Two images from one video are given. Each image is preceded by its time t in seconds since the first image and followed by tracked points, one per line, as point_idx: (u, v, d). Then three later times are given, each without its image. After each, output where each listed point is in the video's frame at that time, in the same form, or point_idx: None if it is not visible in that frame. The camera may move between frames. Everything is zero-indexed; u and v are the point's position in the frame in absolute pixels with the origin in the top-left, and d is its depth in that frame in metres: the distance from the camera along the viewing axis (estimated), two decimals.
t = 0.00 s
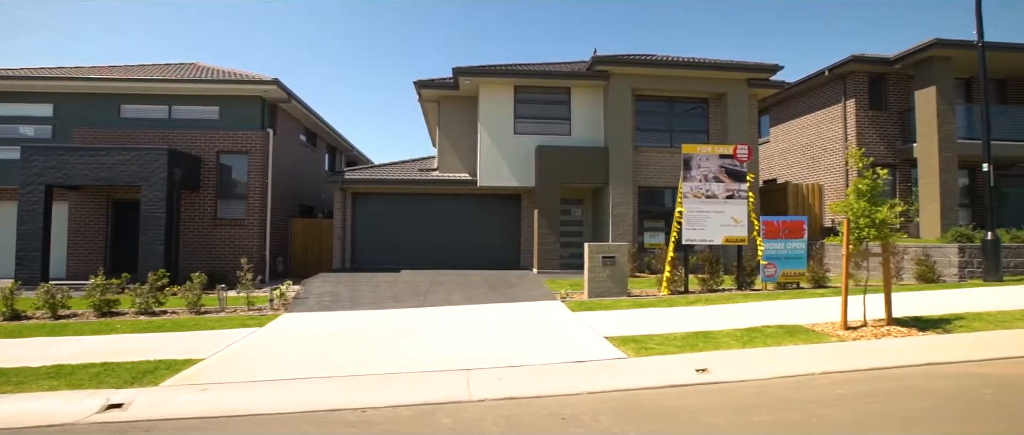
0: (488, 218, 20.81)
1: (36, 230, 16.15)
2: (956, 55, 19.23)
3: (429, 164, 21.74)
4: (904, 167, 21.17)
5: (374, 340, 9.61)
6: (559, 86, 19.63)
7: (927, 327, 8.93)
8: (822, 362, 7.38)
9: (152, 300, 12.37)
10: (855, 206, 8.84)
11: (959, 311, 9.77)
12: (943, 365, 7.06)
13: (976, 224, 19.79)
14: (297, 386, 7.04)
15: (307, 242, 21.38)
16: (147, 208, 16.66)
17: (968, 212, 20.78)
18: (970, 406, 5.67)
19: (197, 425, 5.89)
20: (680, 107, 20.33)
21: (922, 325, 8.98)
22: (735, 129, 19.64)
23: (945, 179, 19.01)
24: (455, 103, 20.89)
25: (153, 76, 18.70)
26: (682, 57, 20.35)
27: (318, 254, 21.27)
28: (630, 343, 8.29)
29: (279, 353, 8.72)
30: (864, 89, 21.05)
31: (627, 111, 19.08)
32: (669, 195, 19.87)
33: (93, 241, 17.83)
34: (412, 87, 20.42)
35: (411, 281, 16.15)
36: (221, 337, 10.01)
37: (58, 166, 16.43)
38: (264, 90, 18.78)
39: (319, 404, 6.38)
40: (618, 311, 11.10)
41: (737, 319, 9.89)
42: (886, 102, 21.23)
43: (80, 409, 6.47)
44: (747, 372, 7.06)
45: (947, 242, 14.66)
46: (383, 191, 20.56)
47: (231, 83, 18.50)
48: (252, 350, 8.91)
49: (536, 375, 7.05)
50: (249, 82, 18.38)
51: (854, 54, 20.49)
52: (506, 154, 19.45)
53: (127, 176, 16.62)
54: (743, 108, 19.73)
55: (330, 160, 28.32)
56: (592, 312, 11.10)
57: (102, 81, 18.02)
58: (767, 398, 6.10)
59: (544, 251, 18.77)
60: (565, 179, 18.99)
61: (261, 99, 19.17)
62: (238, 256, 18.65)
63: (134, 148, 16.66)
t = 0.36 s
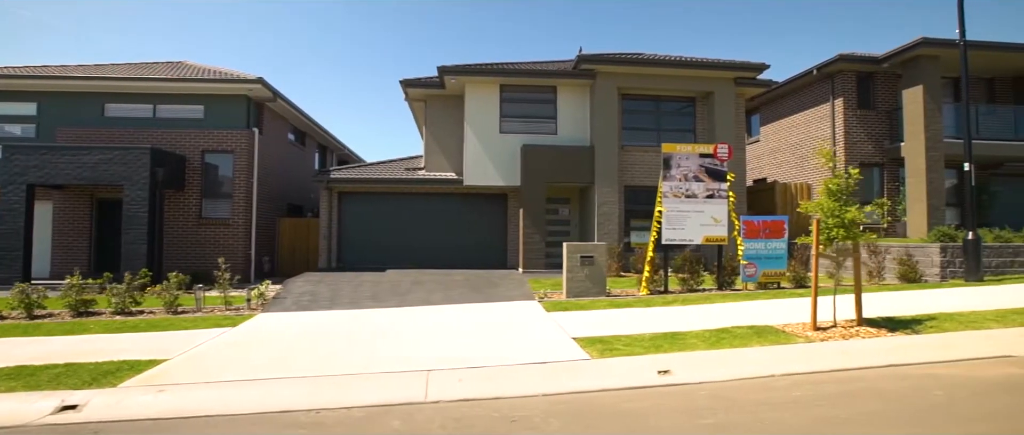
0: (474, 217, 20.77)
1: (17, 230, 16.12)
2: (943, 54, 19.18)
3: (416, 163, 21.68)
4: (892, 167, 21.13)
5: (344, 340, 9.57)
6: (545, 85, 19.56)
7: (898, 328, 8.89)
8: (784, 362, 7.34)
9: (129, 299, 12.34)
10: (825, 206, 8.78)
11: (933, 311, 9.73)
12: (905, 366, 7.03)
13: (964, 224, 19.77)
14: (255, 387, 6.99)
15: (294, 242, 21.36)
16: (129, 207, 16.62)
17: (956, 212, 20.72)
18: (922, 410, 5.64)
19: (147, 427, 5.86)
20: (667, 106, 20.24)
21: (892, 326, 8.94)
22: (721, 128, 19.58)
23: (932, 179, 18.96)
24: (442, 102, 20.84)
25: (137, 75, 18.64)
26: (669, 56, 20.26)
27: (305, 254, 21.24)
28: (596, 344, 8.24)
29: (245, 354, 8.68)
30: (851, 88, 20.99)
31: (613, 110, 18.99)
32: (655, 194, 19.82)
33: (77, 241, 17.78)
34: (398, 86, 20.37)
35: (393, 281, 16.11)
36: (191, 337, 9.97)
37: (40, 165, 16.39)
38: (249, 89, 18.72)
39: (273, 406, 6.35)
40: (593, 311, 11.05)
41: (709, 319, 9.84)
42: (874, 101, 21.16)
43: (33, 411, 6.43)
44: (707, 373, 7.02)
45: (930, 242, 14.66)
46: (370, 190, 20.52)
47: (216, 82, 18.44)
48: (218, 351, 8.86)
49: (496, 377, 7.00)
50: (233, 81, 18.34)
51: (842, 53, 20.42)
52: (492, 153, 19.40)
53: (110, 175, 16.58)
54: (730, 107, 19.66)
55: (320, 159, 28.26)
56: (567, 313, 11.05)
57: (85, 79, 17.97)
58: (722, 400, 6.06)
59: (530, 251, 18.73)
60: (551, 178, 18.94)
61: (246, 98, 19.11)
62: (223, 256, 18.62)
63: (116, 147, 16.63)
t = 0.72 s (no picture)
0: (461, 217, 20.72)
1: None
2: (931, 53, 19.10)
3: (404, 162, 21.63)
4: (881, 166, 21.06)
5: (315, 340, 9.55)
6: (532, 83, 19.49)
7: (869, 329, 8.83)
8: (747, 364, 7.29)
9: (106, 299, 12.30)
10: (796, 206, 8.71)
11: (907, 312, 9.67)
12: (867, 368, 6.97)
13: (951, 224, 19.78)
14: (213, 389, 6.98)
15: (281, 241, 21.33)
16: (112, 206, 16.57)
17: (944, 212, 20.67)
18: (874, 412, 5.59)
19: (98, 428, 5.85)
20: (655, 105, 20.13)
21: (864, 327, 8.90)
22: (709, 128, 19.50)
23: (920, 179, 18.89)
24: (429, 101, 20.79)
25: (122, 74, 18.60)
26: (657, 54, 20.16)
27: (292, 253, 21.22)
28: (563, 346, 8.21)
29: (213, 355, 8.65)
30: (840, 87, 20.90)
31: (599, 109, 18.91)
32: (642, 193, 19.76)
33: (61, 240, 17.76)
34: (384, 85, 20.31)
35: (376, 281, 16.08)
36: (162, 337, 9.96)
37: (23, 164, 16.40)
38: (235, 88, 18.68)
39: (228, 408, 6.34)
40: (568, 311, 11.01)
41: (681, 320, 9.77)
42: (863, 100, 21.09)
43: None
44: (667, 375, 6.97)
45: (913, 242, 14.62)
46: (356, 189, 20.48)
47: (201, 81, 18.38)
48: (186, 352, 8.84)
49: (456, 379, 7.00)
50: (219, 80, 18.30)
51: (830, 52, 20.32)
52: (478, 153, 19.34)
53: (93, 174, 16.56)
54: (717, 106, 19.58)
55: (311, 158, 28.20)
56: (542, 313, 11.01)
57: (69, 78, 17.94)
58: (676, 402, 6.04)
59: (515, 250, 18.70)
60: (537, 177, 18.88)
61: (232, 97, 19.07)
62: (208, 255, 18.61)
63: (99, 146, 16.59)
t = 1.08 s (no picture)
0: (449, 216, 20.69)
1: None
2: (920, 52, 19.03)
3: (392, 161, 21.59)
4: (870, 166, 21.00)
5: (286, 340, 9.53)
6: (518, 83, 19.44)
7: (840, 330, 8.77)
8: (710, 366, 7.23)
9: (84, 299, 12.27)
10: (767, 207, 8.63)
11: (881, 313, 9.58)
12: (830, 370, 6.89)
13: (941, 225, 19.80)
14: (172, 390, 6.95)
15: (270, 240, 21.30)
16: (96, 206, 16.55)
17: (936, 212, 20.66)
18: (827, 415, 5.51)
19: (48, 429, 5.83)
20: (643, 104, 20.04)
21: (835, 328, 8.83)
22: (697, 127, 19.43)
23: (908, 178, 18.81)
24: (417, 100, 20.75)
25: (107, 73, 18.56)
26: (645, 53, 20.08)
27: (281, 253, 21.22)
28: (529, 347, 8.20)
29: (179, 355, 8.63)
30: (830, 86, 20.82)
31: (586, 109, 18.83)
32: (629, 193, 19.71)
33: (47, 239, 17.73)
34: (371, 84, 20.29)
35: (359, 281, 16.06)
36: (134, 337, 9.94)
37: (8, 164, 16.41)
38: (221, 87, 18.66)
39: (182, 409, 6.32)
40: (543, 312, 10.97)
41: (654, 321, 9.71)
42: (852, 100, 21.01)
43: None
44: (628, 377, 6.92)
45: (897, 243, 14.57)
46: (344, 189, 20.46)
47: (186, 80, 18.34)
48: (154, 352, 8.81)
49: (416, 381, 6.97)
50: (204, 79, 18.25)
51: (818, 51, 20.26)
52: (464, 152, 19.30)
53: (76, 174, 16.54)
54: (705, 106, 19.50)
55: (302, 157, 28.18)
56: (518, 313, 10.96)
57: (54, 77, 17.91)
58: (630, 405, 6.01)
59: (501, 250, 18.67)
60: (523, 177, 18.82)
61: (219, 96, 19.05)
62: (195, 255, 18.60)
63: (83, 146, 16.57)
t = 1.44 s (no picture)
0: (437, 216, 20.65)
1: None
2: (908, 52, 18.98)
3: (380, 161, 21.55)
4: (860, 166, 20.93)
5: (257, 340, 9.51)
6: (505, 82, 19.40)
7: (811, 333, 8.69)
8: (674, 368, 7.18)
9: (63, 299, 12.25)
10: (737, 208, 8.57)
11: (856, 315, 9.51)
12: (792, 372, 6.83)
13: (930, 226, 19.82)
14: (132, 391, 6.95)
15: (258, 240, 21.28)
16: (80, 205, 16.55)
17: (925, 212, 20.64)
18: (779, 418, 5.45)
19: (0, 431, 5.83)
20: (631, 104, 19.97)
21: (807, 331, 8.76)
22: (685, 127, 19.34)
23: (897, 178, 18.72)
24: (405, 100, 20.72)
25: (93, 72, 18.53)
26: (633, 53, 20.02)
27: (269, 252, 21.23)
28: (496, 349, 8.17)
29: (147, 356, 8.62)
30: (819, 86, 20.74)
31: (572, 108, 18.78)
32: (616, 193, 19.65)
33: (32, 238, 17.71)
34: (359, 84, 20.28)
35: (343, 281, 16.05)
36: (106, 337, 9.94)
37: None
38: (207, 87, 18.63)
39: (137, 411, 6.31)
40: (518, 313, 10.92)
41: (627, 323, 9.65)
42: (842, 100, 20.93)
43: None
44: (588, 380, 6.89)
45: (881, 243, 14.52)
46: (331, 189, 20.43)
47: (172, 80, 18.29)
48: (123, 353, 8.81)
49: (375, 383, 6.95)
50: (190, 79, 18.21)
51: (807, 51, 20.20)
52: (451, 152, 19.25)
53: (61, 173, 16.54)
54: (693, 106, 19.43)
55: (293, 156, 28.16)
56: (493, 314, 10.91)
57: (39, 77, 17.89)
58: (584, 408, 5.97)
59: (488, 250, 18.63)
60: (510, 177, 18.76)
61: (205, 96, 19.02)
62: (181, 254, 18.59)
63: (67, 146, 16.57)
